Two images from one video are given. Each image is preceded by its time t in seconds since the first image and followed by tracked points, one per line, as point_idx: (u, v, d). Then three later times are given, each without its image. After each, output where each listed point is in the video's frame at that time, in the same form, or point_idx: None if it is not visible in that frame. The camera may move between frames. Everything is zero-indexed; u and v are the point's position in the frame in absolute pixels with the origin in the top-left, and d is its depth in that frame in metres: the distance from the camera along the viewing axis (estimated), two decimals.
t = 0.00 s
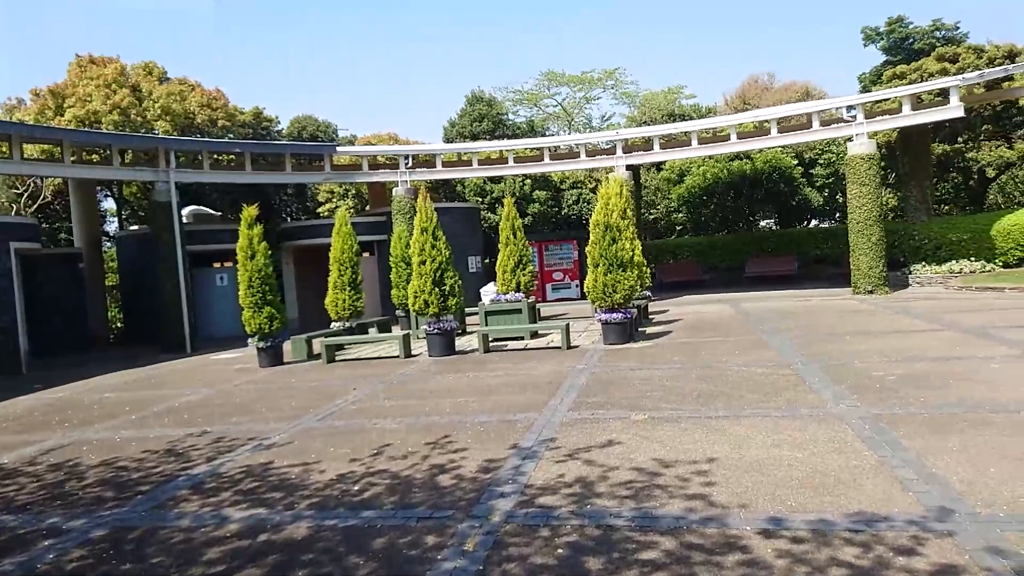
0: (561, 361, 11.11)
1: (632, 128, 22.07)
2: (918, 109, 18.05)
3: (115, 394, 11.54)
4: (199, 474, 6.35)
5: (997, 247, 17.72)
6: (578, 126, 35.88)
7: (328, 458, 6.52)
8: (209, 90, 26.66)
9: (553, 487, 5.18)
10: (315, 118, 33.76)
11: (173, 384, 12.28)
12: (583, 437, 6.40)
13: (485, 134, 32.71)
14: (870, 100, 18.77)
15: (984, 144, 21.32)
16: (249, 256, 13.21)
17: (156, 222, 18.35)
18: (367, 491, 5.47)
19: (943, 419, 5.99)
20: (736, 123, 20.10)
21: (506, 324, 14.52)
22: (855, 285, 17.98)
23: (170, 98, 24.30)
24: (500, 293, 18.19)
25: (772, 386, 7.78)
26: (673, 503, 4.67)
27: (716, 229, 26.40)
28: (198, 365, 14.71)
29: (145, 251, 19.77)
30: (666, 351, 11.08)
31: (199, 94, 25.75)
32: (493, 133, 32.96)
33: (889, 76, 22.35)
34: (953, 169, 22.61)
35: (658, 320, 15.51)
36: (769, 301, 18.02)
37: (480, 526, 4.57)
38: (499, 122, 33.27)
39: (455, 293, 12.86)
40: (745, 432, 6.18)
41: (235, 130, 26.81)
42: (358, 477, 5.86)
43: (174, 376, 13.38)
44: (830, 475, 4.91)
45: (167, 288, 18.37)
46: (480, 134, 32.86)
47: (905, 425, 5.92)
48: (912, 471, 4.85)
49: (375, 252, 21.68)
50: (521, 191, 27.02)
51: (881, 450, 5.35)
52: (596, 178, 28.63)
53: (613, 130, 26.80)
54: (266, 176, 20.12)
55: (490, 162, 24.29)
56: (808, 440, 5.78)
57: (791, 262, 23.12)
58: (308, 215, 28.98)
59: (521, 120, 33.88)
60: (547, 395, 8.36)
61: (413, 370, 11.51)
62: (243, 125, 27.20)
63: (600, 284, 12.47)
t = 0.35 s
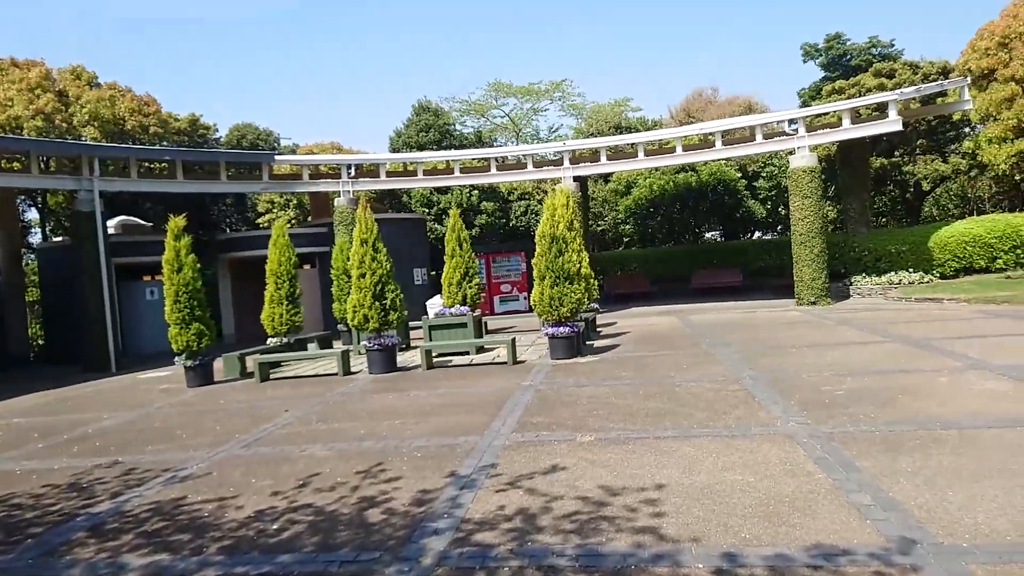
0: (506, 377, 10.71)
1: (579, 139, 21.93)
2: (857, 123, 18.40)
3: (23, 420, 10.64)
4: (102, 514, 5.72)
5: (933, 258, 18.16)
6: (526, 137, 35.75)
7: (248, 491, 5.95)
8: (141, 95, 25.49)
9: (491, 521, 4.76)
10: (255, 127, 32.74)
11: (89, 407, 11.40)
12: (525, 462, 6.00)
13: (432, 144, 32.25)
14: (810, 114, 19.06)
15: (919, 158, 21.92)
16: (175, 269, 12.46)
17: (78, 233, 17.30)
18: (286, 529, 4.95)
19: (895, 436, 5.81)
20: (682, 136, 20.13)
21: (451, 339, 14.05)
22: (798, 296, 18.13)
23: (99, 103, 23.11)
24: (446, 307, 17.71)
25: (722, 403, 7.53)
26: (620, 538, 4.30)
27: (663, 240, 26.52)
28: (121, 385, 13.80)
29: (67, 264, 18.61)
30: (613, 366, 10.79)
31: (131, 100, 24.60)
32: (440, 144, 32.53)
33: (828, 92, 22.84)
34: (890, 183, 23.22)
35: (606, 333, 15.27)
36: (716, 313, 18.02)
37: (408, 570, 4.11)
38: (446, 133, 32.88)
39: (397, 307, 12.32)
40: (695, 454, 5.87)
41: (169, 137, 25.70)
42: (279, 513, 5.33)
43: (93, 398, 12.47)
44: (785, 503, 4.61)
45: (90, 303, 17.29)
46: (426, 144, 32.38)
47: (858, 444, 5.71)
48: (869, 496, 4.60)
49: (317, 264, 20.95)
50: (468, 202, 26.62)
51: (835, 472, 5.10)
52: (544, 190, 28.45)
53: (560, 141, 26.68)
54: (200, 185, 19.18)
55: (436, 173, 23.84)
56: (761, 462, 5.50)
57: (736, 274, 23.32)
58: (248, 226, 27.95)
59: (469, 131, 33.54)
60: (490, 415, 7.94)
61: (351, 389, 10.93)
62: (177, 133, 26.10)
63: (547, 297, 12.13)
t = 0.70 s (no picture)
0: (455, 390, 10.26)
1: (531, 146, 21.67)
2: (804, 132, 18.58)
3: None
4: None
5: (879, 266, 18.48)
6: (477, 144, 35.42)
7: (164, 525, 5.37)
8: (73, 95, 24.23)
9: (431, 557, 4.32)
10: (197, 129, 31.59)
11: (2, 426, 10.51)
12: (471, 486, 5.58)
13: (381, 150, 31.63)
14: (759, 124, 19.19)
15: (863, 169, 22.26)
16: (100, 277, 11.65)
17: None
18: (201, 571, 4.41)
19: (856, 453, 5.58)
20: (634, 143, 20.04)
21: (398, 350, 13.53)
22: (749, 304, 18.18)
23: (26, 102, 21.84)
24: (394, 316, 17.15)
25: (677, 418, 7.25)
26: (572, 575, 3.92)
27: (615, 248, 26.48)
28: (41, 402, 12.83)
29: None
30: (565, 378, 10.44)
31: (62, 100, 23.35)
32: (389, 149, 31.93)
33: (776, 102, 23.12)
34: (835, 193, 23.63)
35: (558, 342, 14.96)
36: (669, 321, 17.92)
37: None
38: (397, 138, 32.31)
39: (340, 317, 11.75)
40: (651, 474, 5.54)
41: (103, 139, 24.48)
42: (195, 550, 4.77)
43: (8, 416, 11.54)
44: (747, 530, 4.30)
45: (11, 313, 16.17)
46: (376, 150, 31.74)
47: (818, 461, 5.45)
48: (834, 520, 4.32)
49: (259, 272, 20.13)
50: (418, 208, 26.10)
51: (797, 494, 4.82)
52: (496, 197, 28.13)
53: (512, 148, 26.42)
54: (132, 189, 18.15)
55: (385, 179, 23.25)
56: (721, 483, 5.19)
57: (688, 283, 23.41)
58: (188, 232, 26.84)
59: (419, 136, 33.01)
60: (436, 433, 7.49)
61: (290, 404, 10.32)
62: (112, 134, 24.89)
63: (497, 306, 11.74)
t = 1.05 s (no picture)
0: (396, 404, 9.78)
1: (478, 152, 21.30)
2: (750, 141, 18.69)
3: None
4: None
5: (823, 275, 18.62)
6: (426, 150, 34.93)
7: (57, 563, 4.78)
8: None
9: None
10: (132, 132, 30.28)
11: None
12: (405, 512, 5.14)
13: (327, 155, 30.85)
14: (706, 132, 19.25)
15: (807, 179, 22.78)
16: (12, 286, 10.76)
17: None
18: None
19: (809, 468, 5.35)
20: (583, 151, 19.87)
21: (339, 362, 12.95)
22: (698, 312, 18.16)
23: None
24: (337, 326, 16.52)
25: (626, 431, 6.94)
26: None
27: (565, 256, 26.33)
28: None
29: None
30: (512, 390, 10.07)
31: None
32: (335, 155, 31.19)
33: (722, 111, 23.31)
34: (781, 201, 23.98)
35: (507, 352, 14.60)
36: (618, 329, 17.77)
37: None
38: (343, 143, 31.59)
39: (275, 328, 11.13)
40: (597, 495, 5.20)
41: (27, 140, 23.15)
42: None
43: None
44: (699, 557, 3.99)
45: None
46: (321, 155, 30.95)
47: (771, 479, 5.20)
48: (790, 544, 4.04)
49: (195, 280, 19.22)
50: (364, 215, 25.45)
51: (751, 515, 4.54)
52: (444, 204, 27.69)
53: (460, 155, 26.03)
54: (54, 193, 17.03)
55: (328, 184, 22.56)
56: (671, 503, 4.88)
57: (637, 290, 23.36)
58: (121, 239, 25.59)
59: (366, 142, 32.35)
60: (372, 452, 7.02)
61: (219, 421, 9.68)
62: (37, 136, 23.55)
63: (442, 315, 11.31)
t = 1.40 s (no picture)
0: (328, 421, 9.26)
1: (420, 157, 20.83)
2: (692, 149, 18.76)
3: None
4: None
5: (763, 282, 18.79)
6: (368, 154, 34.25)
7: None
8: None
9: None
10: (54, 132, 28.71)
11: None
12: (324, 546, 4.70)
13: (264, 158, 29.88)
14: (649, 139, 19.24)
15: (746, 187, 23.03)
16: None
17: None
18: None
19: (754, 487, 5.11)
20: (527, 156, 19.63)
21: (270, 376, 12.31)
22: (641, 320, 18.09)
23: None
24: (271, 337, 15.80)
25: (566, 448, 6.63)
26: None
27: (510, 262, 26.07)
28: None
29: None
30: (451, 403, 9.66)
31: None
32: (274, 158, 30.25)
33: (665, 119, 23.46)
34: (722, 209, 24.25)
35: (448, 362, 14.17)
36: (563, 337, 17.55)
37: None
38: (282, 147, 30.68)
39: (198, 341, 10.45)
40: (533, 521, 4.86)
41: None
42: None
43: None
44: None
45: None
46: (259, 159, 29.96)
47: (715, 499, 4.94)
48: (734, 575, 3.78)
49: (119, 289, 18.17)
50: (303, 221, 24.67)
51: (694, 541, 4.26)
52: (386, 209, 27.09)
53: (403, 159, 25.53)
54: None
55: (263, 189, 21.72)
56: (611, 530, 4.56)
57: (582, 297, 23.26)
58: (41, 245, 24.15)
59: (306, 146, 31.50)
60: (295, 476, 6.52)
61: (134, 442, 8.98)
62: None
63: (378, 326, 10.82)
